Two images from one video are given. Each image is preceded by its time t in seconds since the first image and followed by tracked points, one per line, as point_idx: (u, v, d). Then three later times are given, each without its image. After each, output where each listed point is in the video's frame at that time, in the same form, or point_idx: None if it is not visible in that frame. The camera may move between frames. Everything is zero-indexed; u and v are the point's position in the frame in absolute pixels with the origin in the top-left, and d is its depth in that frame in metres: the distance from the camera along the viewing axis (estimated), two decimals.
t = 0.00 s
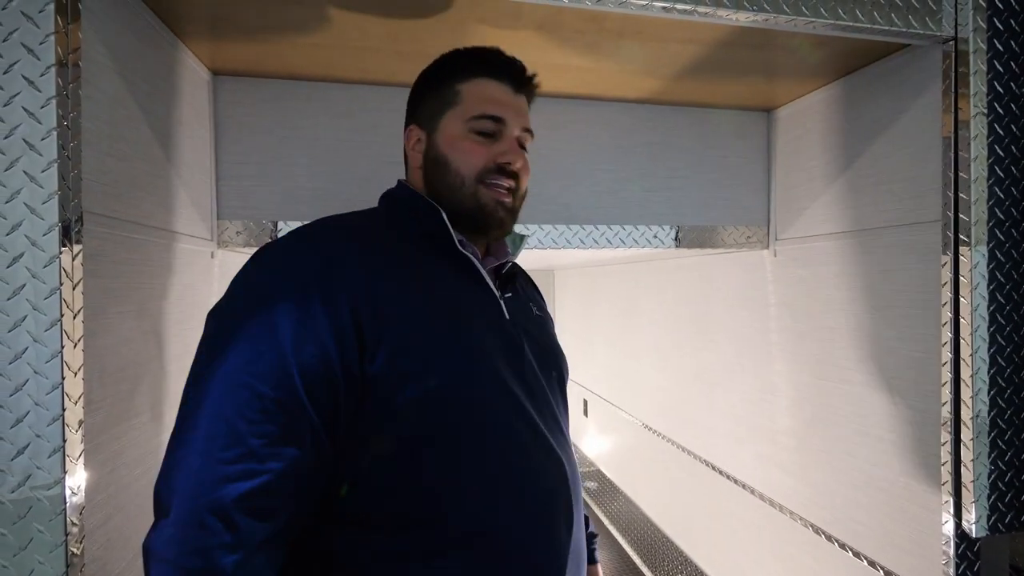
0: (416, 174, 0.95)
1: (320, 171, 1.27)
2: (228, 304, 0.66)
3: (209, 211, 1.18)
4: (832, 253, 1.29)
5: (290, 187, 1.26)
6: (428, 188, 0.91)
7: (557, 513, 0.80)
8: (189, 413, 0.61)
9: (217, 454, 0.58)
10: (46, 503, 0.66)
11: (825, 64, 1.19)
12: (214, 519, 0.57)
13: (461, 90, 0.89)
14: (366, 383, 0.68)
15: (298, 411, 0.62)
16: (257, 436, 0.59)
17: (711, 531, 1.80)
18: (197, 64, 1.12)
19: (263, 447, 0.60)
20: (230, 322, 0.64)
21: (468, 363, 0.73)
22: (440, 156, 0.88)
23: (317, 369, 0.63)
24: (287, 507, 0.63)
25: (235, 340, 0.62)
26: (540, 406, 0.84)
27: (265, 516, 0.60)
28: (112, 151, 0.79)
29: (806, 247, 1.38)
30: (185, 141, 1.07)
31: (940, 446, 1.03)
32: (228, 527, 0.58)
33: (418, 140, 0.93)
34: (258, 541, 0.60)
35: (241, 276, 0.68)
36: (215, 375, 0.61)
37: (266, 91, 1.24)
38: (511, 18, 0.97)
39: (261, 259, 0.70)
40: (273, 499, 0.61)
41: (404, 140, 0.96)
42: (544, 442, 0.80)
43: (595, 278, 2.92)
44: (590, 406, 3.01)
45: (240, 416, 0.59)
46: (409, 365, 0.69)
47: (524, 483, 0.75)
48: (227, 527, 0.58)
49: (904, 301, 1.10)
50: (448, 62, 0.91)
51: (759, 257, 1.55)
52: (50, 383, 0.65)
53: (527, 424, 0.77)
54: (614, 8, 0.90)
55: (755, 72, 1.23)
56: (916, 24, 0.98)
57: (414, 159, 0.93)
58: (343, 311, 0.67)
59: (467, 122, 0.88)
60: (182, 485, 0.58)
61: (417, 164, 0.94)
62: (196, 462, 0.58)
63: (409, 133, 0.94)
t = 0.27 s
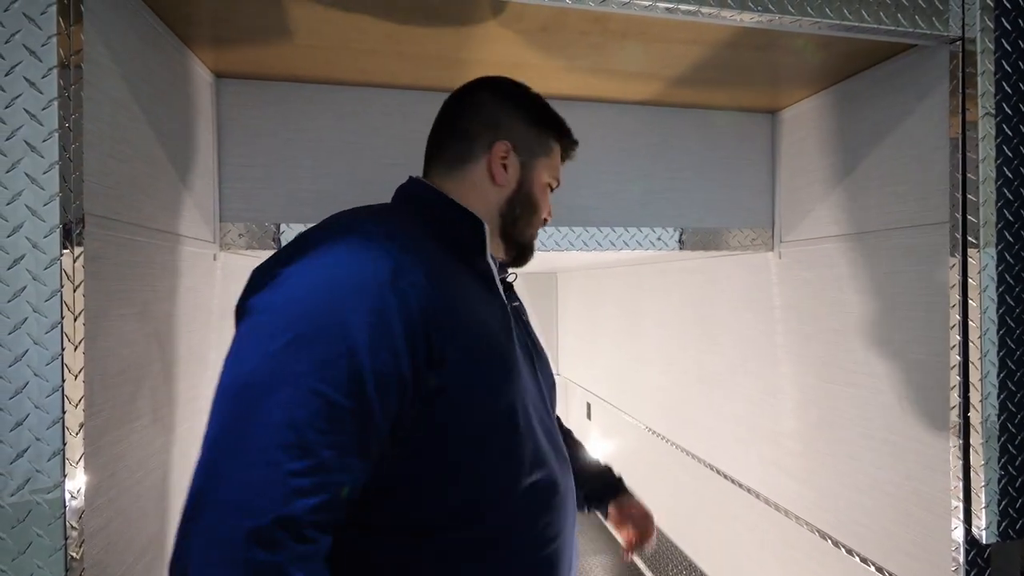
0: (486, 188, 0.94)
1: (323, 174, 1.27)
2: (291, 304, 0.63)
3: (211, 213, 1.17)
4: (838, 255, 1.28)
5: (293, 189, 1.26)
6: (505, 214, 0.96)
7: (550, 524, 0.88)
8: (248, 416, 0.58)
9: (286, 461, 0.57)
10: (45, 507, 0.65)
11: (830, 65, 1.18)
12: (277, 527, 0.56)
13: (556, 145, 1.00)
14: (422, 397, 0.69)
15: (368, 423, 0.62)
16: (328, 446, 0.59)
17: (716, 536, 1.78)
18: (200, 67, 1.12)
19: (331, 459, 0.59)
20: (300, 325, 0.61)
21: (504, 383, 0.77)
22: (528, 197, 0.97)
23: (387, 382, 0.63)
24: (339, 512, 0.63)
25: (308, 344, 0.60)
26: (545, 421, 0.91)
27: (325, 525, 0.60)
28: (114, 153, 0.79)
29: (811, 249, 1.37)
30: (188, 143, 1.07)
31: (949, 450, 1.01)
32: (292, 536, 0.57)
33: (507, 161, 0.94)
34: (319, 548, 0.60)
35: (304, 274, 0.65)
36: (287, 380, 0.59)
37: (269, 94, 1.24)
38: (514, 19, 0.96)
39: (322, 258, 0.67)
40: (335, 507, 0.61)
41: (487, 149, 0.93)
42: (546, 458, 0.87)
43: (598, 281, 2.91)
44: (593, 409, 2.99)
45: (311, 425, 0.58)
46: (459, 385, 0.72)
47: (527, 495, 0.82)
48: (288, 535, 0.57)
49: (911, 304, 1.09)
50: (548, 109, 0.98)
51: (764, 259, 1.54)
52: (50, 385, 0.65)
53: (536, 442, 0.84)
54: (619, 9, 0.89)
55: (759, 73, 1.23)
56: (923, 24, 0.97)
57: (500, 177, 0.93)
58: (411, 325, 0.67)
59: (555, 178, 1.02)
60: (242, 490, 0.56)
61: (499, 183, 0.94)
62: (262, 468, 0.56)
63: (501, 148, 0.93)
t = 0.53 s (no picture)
0: (511, 197, 0.95)
1: (324, 175, 1.26)
2: (389, 312, 0.62)
3: (212, 215, 1.17)
4: (842, 257, 1.27)
5: (295, 191, 1.25)
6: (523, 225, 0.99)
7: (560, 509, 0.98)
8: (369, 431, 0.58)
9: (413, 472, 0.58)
10: (44, 509, 0.65)
11: (834, 66, 1.18)
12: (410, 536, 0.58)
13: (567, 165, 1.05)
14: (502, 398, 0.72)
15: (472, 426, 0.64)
16: (446, 453, 0.61)
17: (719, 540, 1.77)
18: (202, 68, 1.12)
19: (451, 463, 0.61)
20: (405, 334, 0.61)
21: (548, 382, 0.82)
22: (541, 211, 1.02)
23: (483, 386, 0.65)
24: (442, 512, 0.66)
25: (419, 353, 0.61)
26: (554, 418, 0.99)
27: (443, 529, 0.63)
28: (115, 154, 0.79)
29: (815, 251, 1.36)
30: (189, 144, 1.06)
31: (955, 454, 1.00)
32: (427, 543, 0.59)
33: (532, 175, 0.95)
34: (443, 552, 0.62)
35: (391, 280, 0.64)
36: (405, 391, 0.59)
37: (270, 95, 1.24)
38: (516, 19, 0.96)
39: (405, 260, 0.66)
40: (451, 511, 0.63)
41: (517, 161, 0.93)
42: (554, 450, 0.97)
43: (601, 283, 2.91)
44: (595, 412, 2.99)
45: (429, 435, 0.59)
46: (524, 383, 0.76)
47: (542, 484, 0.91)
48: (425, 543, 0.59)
49: (915, 306, 1.08)
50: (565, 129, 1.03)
51: (767, 261, 1.53)
52: (49, 387, 0.65)
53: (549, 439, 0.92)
54: (620, 9, 0.89)
55: (763, 74, 1.22)
56: (928, 23, 0.97)
57: (524, 190, 0.95)
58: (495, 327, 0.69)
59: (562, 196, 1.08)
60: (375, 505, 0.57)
61: (522, 196, 0.95)
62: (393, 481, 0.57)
63: (529, 163, 0.94)
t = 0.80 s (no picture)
0: (495, 194, 0.95)
1: (325, 178, 1.27)
2: (458, 314, 0.63)
3: (213, 218, 1.18)
4: (842, 259, 1.27)
5: (296, 194, 1.26)
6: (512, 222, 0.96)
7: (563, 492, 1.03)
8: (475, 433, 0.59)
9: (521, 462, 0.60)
10: (45, 512, 0.65)
11: (834, 68, 1.18)
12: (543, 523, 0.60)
13: (569, 158, 1.00)
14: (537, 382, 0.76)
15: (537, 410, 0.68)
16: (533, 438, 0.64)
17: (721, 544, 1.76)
18: (203, 71, 1.13)
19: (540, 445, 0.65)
20: (476, 334, 0.62)
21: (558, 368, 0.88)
22: (536, 206, 0.97)
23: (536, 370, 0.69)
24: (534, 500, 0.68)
25: (489, 351, 0.62)
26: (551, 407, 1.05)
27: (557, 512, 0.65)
28: (117, 158, 0.79)
29: (815, 253, 1.36)
30: (191, 147, 1.07)
31: (956, 457, 1.00)
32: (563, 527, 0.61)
33: (516, 169, 0.94)
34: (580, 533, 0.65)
35: (445, 284, 0.65)
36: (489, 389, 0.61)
37: (271, 98, 1.24)
38: (516, 23, 0.96)
39: (450, 265, 0.67)
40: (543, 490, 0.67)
41: (497, 158, 0.94)
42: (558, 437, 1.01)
43: (601, 285, 2.91)
44: (596, 414, 2.99)
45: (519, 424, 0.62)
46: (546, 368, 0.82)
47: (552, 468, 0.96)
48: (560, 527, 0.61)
49: (915, 308, 1.08)
50: (560, 124, 1.00)
51: (767, 263, 1.53)
52: (50, 390, 0.65)
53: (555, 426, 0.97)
54: (620, 13, 0.89)
55: (763, 77, 1.22)
56: (928, 26, 0.97)
57: (507, 184, 0.94)
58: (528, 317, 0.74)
59: (567, 191, 1.01)
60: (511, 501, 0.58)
61: (506, 190, 0.94)
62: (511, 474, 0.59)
63: (508, 157, 0.94)
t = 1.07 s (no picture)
0: (490, 192, 0.96)
1: (326, 180, 1.27)
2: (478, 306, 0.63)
3: (215, 220, 1.18)
4: (841, 261, 1.28)
5: (297, 196, 1.26)
6: (509, 219, 0.96)
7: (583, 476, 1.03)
8: (522, 417, 0.59)
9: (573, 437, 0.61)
10: (49, 512, 0.65)
11: (833, 71, 1.18)
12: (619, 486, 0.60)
13: (568, 155, 0.99)
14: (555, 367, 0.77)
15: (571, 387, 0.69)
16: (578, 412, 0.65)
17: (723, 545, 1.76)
18: (206, 74, 1.13)
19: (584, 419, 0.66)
20: (499, 321, 0.63)
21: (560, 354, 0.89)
22: (533, 204, 0.96)
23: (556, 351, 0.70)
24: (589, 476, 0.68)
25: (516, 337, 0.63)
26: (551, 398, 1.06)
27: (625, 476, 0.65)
28: (121, 161, 0.80)
29: (815, 255, 1.37)
30: (193, 149, 1.07)
31: (955, 458, 1.00)
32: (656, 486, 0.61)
33: (512, 166, 0.95)
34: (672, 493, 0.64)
35: (454, 284, 0.65)
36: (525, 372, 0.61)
37: (273, 101, 1.25)
38: (518, 26, 0.97)
39: (454, 264, 0.68)
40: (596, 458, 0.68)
41: (493, 155, 0.95)
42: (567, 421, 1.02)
43: (601, 287, 2.92)
44: (597, 415, 2.99)
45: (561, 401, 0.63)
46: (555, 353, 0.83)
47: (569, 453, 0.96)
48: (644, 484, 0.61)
49: (914, 310, 1.09)
50: (558, 121, 1.00)
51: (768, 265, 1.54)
52: (54, 391, 0.65)
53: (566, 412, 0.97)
54: (621, 16, 0.90)
55: (762, 79, 1.23)
56: (926, 29, 0.97)
57: (502, 181, 0.94)
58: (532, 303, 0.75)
59: (566, 188, 1.00)
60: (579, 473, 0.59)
61: (502, 187, 0.95)
62: (562, 450, 0.59)
63: (504, 154, 0.94)
